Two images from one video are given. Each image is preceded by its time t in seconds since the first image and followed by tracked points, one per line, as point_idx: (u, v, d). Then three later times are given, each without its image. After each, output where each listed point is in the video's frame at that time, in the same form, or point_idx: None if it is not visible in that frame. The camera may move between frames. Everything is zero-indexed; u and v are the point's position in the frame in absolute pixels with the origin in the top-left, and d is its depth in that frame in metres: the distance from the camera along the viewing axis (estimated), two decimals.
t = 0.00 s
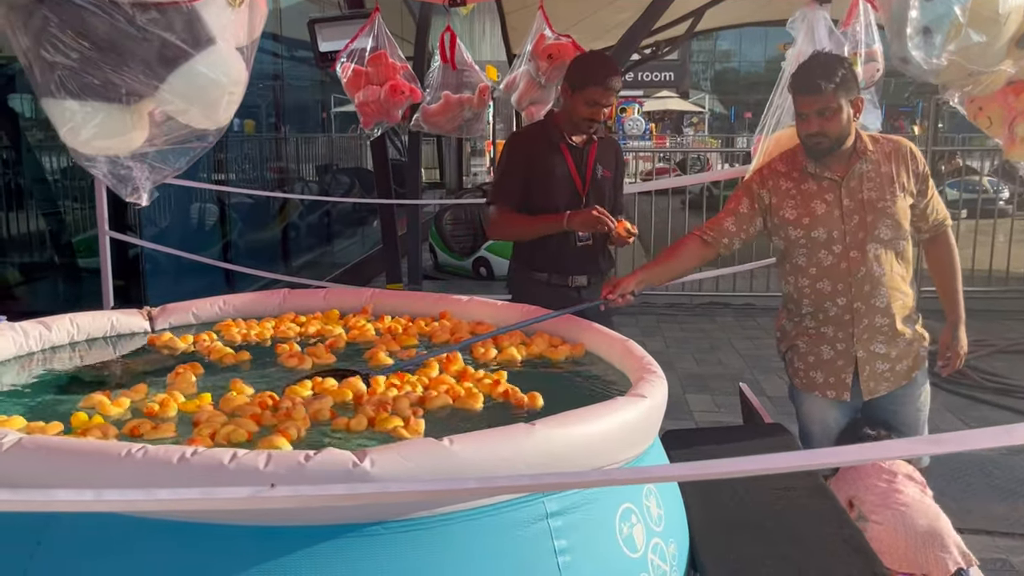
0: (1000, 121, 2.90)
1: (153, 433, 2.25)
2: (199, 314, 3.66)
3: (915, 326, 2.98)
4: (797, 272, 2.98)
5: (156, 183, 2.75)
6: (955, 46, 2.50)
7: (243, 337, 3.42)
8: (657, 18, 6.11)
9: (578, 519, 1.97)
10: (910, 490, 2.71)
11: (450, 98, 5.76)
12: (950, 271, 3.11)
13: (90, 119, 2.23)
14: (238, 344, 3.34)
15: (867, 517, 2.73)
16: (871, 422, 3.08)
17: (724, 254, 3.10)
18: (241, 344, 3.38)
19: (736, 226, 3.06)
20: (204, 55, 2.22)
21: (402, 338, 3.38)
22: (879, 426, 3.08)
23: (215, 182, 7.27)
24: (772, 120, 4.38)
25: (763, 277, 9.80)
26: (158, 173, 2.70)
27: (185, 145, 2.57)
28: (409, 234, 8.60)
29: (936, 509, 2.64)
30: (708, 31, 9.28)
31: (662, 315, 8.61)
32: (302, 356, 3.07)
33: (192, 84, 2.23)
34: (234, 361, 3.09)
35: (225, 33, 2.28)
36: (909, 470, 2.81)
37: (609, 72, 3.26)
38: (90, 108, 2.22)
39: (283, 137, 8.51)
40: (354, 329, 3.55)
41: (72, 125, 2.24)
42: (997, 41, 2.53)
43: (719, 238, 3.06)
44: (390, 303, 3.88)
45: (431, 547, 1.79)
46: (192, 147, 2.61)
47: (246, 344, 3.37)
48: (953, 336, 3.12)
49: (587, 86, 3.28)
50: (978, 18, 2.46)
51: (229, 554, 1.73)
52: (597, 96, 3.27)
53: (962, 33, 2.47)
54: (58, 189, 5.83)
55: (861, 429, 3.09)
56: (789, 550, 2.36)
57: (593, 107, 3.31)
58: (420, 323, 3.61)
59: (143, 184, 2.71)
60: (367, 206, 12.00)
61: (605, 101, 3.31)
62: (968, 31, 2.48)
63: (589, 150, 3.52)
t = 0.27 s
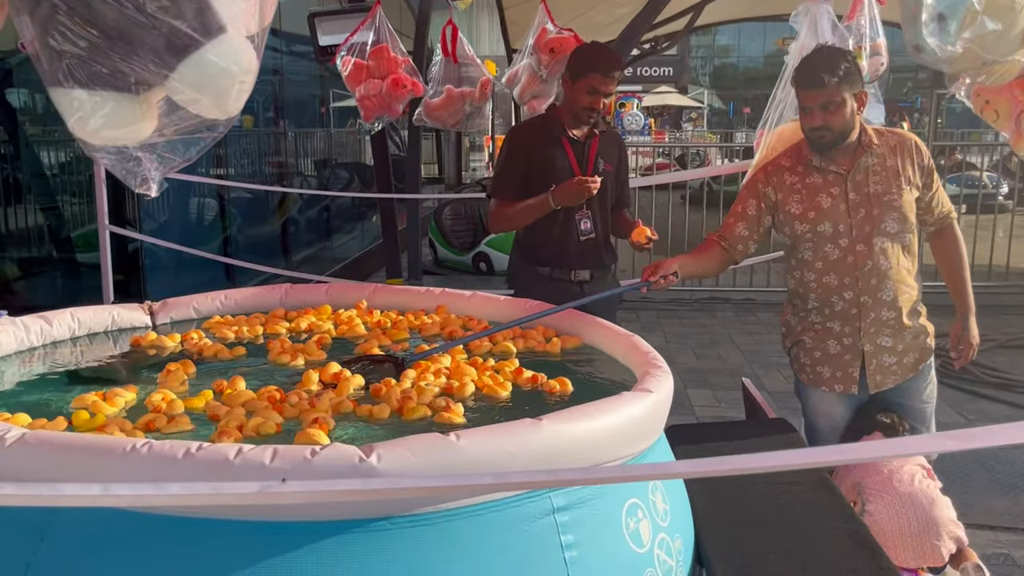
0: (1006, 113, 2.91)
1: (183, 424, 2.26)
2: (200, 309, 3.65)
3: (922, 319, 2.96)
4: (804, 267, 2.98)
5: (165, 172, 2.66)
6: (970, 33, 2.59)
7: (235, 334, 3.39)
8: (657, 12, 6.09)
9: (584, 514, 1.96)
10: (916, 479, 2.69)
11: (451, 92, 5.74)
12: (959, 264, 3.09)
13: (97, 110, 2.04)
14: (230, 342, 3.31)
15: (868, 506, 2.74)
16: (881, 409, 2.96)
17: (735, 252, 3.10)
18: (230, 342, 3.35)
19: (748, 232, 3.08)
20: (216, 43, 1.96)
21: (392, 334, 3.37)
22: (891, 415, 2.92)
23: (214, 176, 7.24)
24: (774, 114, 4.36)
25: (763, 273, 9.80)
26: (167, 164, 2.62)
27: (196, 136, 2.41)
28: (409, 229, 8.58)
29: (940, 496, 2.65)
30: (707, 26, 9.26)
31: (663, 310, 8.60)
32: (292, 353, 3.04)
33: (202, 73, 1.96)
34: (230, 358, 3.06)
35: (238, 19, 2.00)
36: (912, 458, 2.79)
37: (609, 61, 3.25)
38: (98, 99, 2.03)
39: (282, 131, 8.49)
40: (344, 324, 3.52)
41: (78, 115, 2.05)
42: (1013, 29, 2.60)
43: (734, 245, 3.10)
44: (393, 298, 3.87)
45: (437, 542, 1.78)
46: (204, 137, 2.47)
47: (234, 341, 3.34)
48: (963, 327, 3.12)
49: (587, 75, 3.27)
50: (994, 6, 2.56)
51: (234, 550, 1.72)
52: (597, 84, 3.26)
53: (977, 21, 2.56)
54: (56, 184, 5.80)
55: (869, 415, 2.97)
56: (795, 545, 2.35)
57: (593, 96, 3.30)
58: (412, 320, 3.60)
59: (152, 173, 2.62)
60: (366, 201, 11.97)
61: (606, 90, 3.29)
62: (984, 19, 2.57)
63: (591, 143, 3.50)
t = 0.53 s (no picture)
0: (1006, 108, 2.92)
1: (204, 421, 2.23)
2: (198, 304, 3.64)
3: (923, 314, 2.96)
4: (805, 260, 2.98)
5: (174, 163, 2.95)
6: (987, 25, 2.68)
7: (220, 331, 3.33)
8: (654, 7, 6.07)
9: (589, 509, 1.96)
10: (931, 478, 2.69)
11: (449, 86, 5.73)
12: (957, 261, 3.10)
13: (108, 101, 2.25)
14: (218, 338, 3.25)
15: (879, 499, 2.74)
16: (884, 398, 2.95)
17: (737, 246, 3.11)
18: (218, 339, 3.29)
19: (747, 219, 3.07)
20: (226, 34, 2.17)
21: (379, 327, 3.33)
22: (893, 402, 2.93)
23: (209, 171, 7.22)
24: (773, 108, 4.36)
25: (758, 268, 9.80)
26: (177, 155, 2.91)
27: (205, 128, 2.64)
28: (404, 224, 8.56)
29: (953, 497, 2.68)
30: (702, 21, 9.25)
31: (658, 305, 8.61)
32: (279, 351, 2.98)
33: (212, 63, 2.18)
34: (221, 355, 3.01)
35: (246, 11, 2.22)
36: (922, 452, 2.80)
37: (604, 52, 3.24)
38: (109, 90, 2.23)
39: (276, 126, 8.46)
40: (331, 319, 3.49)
41: (90, 106, 2.26)
42: None
43: (732, 231, 3.08)
44: (393, 292, 3.86)
45: (443, 537, 1.77)
46: (212, 128, 2.71)
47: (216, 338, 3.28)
48: (960, 324, 3.13)
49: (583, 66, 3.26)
50: None
51: (239, 546, 1.71)
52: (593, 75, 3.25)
53: (993, 13, 2.65)
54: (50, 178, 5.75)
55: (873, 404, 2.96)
56: (799, 538, 2.35)
57: (591, 86, 3.28)
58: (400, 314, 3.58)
59: (162, 167, 2.93)
60: (361, 197, 11.94)
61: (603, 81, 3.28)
62: (1001, 11, 2.65)
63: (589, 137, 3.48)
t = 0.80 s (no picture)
0: (1000, 104, 2.92)
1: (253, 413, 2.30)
2: (194, 301, 3.63)
3: (918, 308, 2.99)
4: (802, 255, 3.00)
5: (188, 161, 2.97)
6: (1004, 24, 2.72)
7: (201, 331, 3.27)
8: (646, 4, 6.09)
9: (590, 504, 1.97)
10: (943, 483, 2.70)
11: (442, 83, 5.73)
12: (953, 257, 3.12)
13: (122, 98, 2.24)
14: (205, 338, 3.19)
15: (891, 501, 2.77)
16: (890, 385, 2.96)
17: (736, 244, 3.12)
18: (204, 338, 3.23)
19: (745, 215, 3.08)
20: (241, 30, 2.13)
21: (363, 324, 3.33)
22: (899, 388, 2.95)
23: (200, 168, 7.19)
24: (766, 105, 4.38)
25: (749, 264, 9.84)
26: (190, 151, 2.91)
27: (219, 124, 2.64)
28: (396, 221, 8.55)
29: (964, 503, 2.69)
30: (692, 18, 9.27)
31: (650, 301, 8.63)
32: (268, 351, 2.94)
33: (226, 60, 2.14)
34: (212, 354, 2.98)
35: (261, 7, 2.18)
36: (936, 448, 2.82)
37: (588, 47, 3.22)
38: (122, 86, 2.23)
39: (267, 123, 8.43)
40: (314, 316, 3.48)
41: (104, 103, 2.25)
42: None
43: (731, 228, 3.08)
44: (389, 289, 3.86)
45: (447, 532, 1.78)
46: (224, 126, 2.70)
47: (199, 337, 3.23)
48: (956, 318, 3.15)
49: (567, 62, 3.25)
50: None
51: (244, 542, 1.71)
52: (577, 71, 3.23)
53: (1010, 11, 2.71)
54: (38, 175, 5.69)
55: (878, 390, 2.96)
56: (797, 532, 2.37)
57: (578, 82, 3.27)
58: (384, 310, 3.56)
59: (175, 164, 2.94)
60: (351, 193, 11.92)
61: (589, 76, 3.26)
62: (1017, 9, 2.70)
63: (577, 133, 3.47)
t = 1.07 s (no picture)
0: (989, 100, 2.97)
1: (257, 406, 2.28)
2: (184, 298, 3.61)
3: (907, 302, 3.01)
4: (794, 249, 3.03)
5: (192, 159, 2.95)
6: (1008, 19, 2.60)
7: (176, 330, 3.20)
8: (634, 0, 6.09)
9: (587, 498, 1.98)
10: (937, 482, 2.72)
11: (432, 79, 5.73)
12: (942, 251, 3.15)
13: (126, 93, 2.23)
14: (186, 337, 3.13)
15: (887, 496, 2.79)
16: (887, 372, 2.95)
17: (733, 242, 3.17)
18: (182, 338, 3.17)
19: (739, 215, 3.12)
20: (246, 25, 2.18)
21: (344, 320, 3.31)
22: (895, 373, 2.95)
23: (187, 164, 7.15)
24: (755, 100, 4.41)
25: (736, 260, 9.87)
26: (195, 147, 2.89)
27: (224, 120, 2.64)
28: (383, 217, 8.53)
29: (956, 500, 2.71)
30: (678, 14, 9.29)
31: (639, 297, 8.66)
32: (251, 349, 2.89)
33: (231, 55, 2.19)
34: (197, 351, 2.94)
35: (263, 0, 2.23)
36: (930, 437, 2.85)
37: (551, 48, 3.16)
38: (127, 81, 2.21)
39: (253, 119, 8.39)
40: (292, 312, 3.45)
41: (107, 99, 2.23)
42: None
43: (725, 228, 3.13)
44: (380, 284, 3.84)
45: (445, 527, 1.78)
46: (229, 122, 2.70)
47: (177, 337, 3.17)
48: (943, 311, 3.18)
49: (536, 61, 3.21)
50: None
51: (241, 539, 1.71)
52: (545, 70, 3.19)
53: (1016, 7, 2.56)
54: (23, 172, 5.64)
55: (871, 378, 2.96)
56: (790, 525, 2.38)
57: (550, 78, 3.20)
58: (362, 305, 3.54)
59: (179, 160, 2.91)
60: (338, 190, 11.88)
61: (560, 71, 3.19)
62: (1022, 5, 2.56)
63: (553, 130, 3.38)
